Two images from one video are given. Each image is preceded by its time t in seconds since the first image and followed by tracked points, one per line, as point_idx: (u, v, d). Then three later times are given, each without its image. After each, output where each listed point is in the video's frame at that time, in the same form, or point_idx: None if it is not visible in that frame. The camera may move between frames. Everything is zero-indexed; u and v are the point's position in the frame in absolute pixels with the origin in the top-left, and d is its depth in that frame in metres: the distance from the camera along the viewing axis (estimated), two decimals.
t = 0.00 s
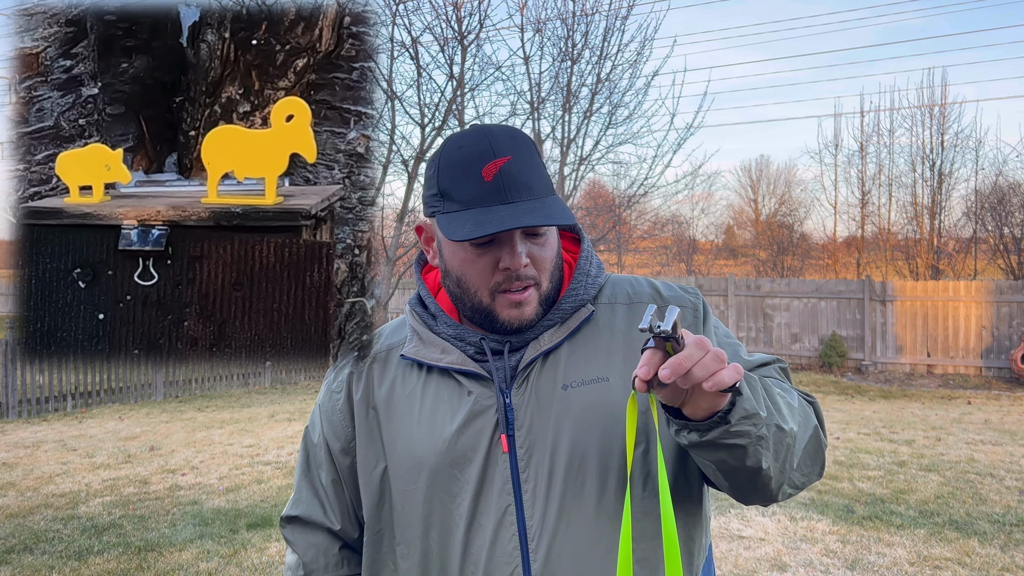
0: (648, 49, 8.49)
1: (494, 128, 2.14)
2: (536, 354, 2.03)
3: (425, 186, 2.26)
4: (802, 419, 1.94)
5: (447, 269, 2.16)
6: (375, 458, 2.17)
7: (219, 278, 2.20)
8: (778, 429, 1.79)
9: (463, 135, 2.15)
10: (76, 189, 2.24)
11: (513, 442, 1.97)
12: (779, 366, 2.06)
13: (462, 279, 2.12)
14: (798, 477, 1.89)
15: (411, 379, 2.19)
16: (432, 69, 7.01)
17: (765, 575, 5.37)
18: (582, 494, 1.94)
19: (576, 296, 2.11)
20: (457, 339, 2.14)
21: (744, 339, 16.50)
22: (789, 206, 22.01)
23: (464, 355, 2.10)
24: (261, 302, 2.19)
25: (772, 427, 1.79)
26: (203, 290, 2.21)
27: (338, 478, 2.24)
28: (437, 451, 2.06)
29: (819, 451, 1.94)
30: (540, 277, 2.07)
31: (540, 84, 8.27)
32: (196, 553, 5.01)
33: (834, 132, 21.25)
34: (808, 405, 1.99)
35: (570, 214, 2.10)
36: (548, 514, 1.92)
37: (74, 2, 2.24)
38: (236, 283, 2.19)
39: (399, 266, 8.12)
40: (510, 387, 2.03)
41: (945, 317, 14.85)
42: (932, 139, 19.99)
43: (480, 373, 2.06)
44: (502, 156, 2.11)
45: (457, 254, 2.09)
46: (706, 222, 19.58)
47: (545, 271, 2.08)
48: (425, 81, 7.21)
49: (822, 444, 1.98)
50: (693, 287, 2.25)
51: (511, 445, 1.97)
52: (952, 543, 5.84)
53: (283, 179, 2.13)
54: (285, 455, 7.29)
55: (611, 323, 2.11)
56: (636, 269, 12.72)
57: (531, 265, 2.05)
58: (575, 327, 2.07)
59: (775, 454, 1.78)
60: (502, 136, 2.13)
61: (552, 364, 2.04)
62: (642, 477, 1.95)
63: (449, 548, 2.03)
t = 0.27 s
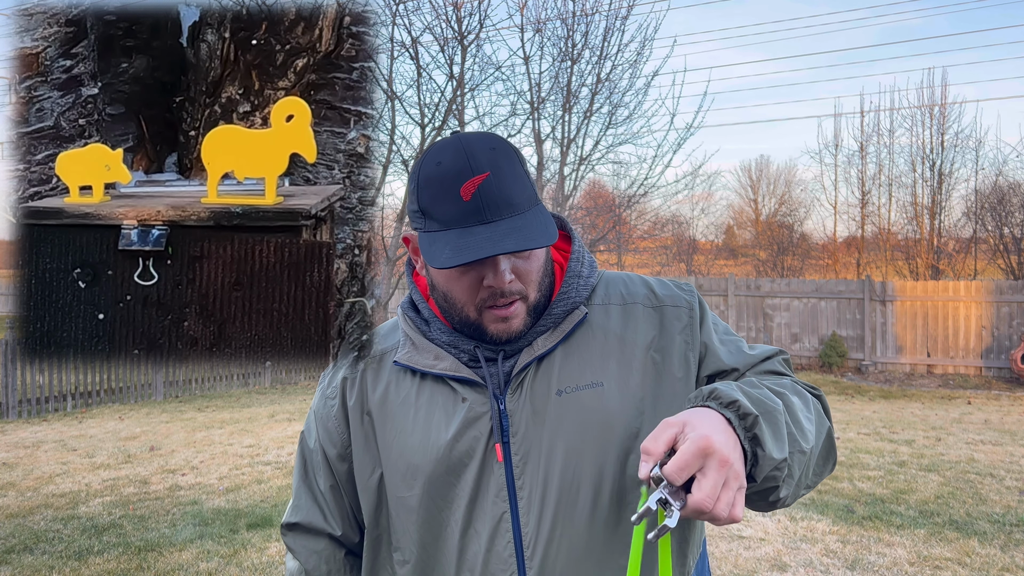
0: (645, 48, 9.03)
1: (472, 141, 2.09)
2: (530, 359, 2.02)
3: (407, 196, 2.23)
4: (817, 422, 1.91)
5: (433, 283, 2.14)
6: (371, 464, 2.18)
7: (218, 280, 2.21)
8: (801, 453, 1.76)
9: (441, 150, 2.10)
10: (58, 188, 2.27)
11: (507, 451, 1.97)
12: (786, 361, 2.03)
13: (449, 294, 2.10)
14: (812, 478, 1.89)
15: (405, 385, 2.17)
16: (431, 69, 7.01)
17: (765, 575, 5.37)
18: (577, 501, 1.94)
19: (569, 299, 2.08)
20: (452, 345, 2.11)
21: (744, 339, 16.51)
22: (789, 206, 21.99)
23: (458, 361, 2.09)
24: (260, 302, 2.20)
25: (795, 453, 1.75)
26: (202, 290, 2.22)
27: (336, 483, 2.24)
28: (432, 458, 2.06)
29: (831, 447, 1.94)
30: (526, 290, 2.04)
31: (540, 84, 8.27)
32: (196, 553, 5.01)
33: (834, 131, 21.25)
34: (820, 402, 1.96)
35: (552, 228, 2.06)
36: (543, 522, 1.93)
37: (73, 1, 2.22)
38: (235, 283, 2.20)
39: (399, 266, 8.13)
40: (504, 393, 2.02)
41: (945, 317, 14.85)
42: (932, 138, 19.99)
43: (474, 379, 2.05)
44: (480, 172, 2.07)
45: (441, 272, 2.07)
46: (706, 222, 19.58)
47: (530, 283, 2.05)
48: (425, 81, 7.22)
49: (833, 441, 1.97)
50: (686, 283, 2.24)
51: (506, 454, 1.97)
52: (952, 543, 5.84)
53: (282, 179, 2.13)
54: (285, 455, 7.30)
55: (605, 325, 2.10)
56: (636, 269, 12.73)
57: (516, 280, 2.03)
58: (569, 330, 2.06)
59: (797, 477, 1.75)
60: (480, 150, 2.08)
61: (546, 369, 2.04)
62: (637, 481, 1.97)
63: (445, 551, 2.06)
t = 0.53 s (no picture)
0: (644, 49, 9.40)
1: (472, 149, 2.07)
2: (535, 363, 2.01)
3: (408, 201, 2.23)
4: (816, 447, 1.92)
5: (435, 289, 2.15)
6: (375, 465, 2.12)
7: (217, 280, 2.79)
8: (793, 490, 1.77)
9: (441, 158, 2.09)
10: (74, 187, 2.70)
11: (511, 457, 1.96)
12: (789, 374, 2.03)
13: (450, 301, 2.10)
14: (807, 498, 1.90)
15: (409, 387, 2.12)
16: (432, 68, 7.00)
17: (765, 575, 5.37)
18: (582, 508, 1.93)
19: (574, 303, 2.08)
20: (456, 349, 2.09)
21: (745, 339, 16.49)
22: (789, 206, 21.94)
23: (462, 365, 2.06)
24: (260, 303, 2.84)
25: (787, 489, 1.77)
26: (202, 291, 2.80)
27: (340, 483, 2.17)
28: (436, 463, 2.02)
29: (828, 468, 1.96)
30: (528, 299, 2.05)
31: (540, 84, 8.26)
32: (196, 553, 5.01)
33: (834, 132, 21.24)
34: (819, 422, 1.97)
35: (553, 237, 2.07)
36: (547, 529, 1.92)
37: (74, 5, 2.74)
38: (235, 283, 2.80)
39: (399, 266, 8.12)
40: (508, 398, 2.01)
41: (945, 317, 14.85)
42: (932, 138, 19.97)
43: (478, 383, 2.02)
44: (481, 181, 2.06)
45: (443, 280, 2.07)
46: (707, 222, 19.54)
47: (533, 290, 2.06)
48: (425, 81, 7.21)
49: (831, 459, 1.98)
50: (694, 285, 2.22)
51: (509, 460, 1.96)
52: (952, 543, 5.84)
53: (283, 176, 2.70)
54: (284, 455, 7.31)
55: (611, 328, 2.09)
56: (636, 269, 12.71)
57: (519, 289, 2.04)
58: (574, 334, 2.06)
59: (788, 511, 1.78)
60: (480, 158, 2.07)
61: (551, 374, 2.02)
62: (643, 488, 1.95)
63: (449, 557, 2.03)
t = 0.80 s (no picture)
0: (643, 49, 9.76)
1: (485, 149, 2.07)
2: (544, 362, 2.00)
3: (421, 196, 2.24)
4: (817, 451, 1.91)
5: (444, 285, 2.15)
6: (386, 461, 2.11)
7: (216, 280, 2.79)
8: (785, 489, 1.78)
9: (453, 155, 2.09)
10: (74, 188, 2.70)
11: (519, 455, 1.95)
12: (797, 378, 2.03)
13: (458, 297, 2.11)
14: (806, 499, 1.91)
15: (419, 383, 2.10)
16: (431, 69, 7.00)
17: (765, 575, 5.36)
18: (588, 504, 1.93)
19: (583, 302, 2.07)
20: (465, 346, 2.07)
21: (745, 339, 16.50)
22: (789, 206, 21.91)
23: (472, 362, 2.05)
24: (260, 303, 2.85)
25: (779, 489, 1.78)
26: (201, 290, 2.80)
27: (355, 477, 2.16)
28: (445, 460, 2.02)
29: (829, 472, 1.95)
30: (535, 298, 2.05)
31: (540, 84, 8.26)
32: (196, 553, 5.00)
33: (834, 132, 21.24)
34: (823, 426, 1.97)
35: (561, 239, 2.05)
36: (553, 524, 1.92)
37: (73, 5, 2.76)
38: (234, 283, 2.80)
39: (399, 266, 8.12)
40: (517, 396, 2.01)
41: (945, 317, 14.85)
42: (932, 139, 19.96)
43: (487, 381, 2.02)
44: (490, 180, 2.06)
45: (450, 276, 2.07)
46: (707, 222, 19.53)
47: (540, 290, 2.06)
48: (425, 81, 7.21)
49: (834, 463, 1.98)
50: (704, 286, 2.21)
51: (517, 458, 1.95)
52: (952, 543, 5.84)
53: (283, 176, 2.72)
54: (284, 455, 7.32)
55: (621, 328, 2.08)
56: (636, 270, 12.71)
57: (525, 288, 2.04)
58: (583, 333, 2.04)
59: (780, 510, 1.79)
60: (491, 158, 2.06)
61: (561, 373, 2.01)
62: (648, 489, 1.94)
63: (457, 556, 2.01)
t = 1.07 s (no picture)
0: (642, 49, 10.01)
1: (495, 148, 2.05)
2: (559, 360, 2.01)
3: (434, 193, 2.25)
4: (817, 464, 1.91)
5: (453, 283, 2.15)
6: (394, 455, 2.11)
7: (218, 279, 2.79)
8: (781, 505, 1.80)
9: (464, 154, 2.08)
10: (74, 187, 2.70)
11: (532, 452, 1.95)
12: (804, 388, 2.04)
13: (466, 295, 2.11)
14: (803, 510, 1.92)
15: (431, 378, 2.10)
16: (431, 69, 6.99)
17: (765, 575, 5.36)
18: (599, 506, 1.93)
19: (597, 302, 2.07)
20: (479, 344, 2.07)
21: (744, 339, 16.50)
22: (790, 206, 21.76)
23: (485, 359, 2.05)
24: (260, 303, 2.85)
25: (776, 504, 1.79)
26: (202, 290, 2.79)
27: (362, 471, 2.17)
28: (456, 455, 2.02)
29: (829, 484, 1.96)
30: (541, 298, 2.04)
31: (540, 84, 8.26)
32: (196, 553, 5.00)
33: (834, 131, 21.23)
34: (828, 437, 1.97)
35: (566, 242, 2.03)
36: (564, 525, 1.92)
37: (74, 5, 2.76)
38: (235, 283, 2.80)
39: (399, 266, 8.12)
40: (530, 394, 2.01)
41: (945, 317, 14.85)
42: (932, 138, 19.96)
43: (501, 378, 2.02)
44: (499, 180, 2.04)
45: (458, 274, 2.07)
46: (707, 222, 19.54)
47: (547, 292, 2.05)
48: (425, 81, 7.20)
49: (835, 474, 1.99)
50: (717, 291, 2.21)
51: (530, 456, 1.95)
52: (952, 543, 5.84)
53: (283, 178, 2.71)
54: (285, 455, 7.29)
55: (635, 330, 2.07)
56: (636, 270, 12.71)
57: (531, 289, 2.03)
58: (598, 333, 2.04)
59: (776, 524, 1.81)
60: (501, 157, 2.04)
61: (575, 372, 2.01)
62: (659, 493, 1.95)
63: (465, 552, 2.01)
